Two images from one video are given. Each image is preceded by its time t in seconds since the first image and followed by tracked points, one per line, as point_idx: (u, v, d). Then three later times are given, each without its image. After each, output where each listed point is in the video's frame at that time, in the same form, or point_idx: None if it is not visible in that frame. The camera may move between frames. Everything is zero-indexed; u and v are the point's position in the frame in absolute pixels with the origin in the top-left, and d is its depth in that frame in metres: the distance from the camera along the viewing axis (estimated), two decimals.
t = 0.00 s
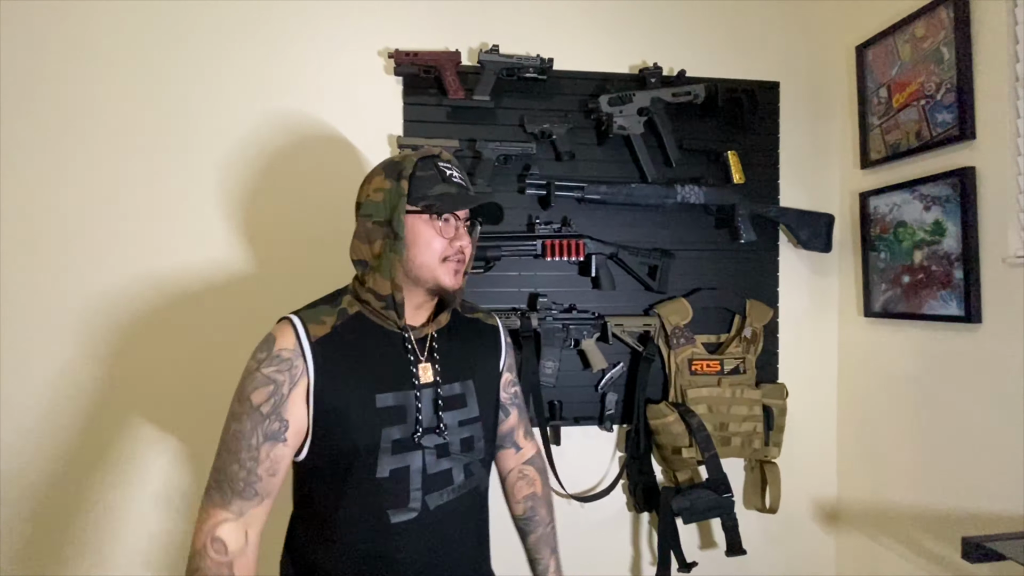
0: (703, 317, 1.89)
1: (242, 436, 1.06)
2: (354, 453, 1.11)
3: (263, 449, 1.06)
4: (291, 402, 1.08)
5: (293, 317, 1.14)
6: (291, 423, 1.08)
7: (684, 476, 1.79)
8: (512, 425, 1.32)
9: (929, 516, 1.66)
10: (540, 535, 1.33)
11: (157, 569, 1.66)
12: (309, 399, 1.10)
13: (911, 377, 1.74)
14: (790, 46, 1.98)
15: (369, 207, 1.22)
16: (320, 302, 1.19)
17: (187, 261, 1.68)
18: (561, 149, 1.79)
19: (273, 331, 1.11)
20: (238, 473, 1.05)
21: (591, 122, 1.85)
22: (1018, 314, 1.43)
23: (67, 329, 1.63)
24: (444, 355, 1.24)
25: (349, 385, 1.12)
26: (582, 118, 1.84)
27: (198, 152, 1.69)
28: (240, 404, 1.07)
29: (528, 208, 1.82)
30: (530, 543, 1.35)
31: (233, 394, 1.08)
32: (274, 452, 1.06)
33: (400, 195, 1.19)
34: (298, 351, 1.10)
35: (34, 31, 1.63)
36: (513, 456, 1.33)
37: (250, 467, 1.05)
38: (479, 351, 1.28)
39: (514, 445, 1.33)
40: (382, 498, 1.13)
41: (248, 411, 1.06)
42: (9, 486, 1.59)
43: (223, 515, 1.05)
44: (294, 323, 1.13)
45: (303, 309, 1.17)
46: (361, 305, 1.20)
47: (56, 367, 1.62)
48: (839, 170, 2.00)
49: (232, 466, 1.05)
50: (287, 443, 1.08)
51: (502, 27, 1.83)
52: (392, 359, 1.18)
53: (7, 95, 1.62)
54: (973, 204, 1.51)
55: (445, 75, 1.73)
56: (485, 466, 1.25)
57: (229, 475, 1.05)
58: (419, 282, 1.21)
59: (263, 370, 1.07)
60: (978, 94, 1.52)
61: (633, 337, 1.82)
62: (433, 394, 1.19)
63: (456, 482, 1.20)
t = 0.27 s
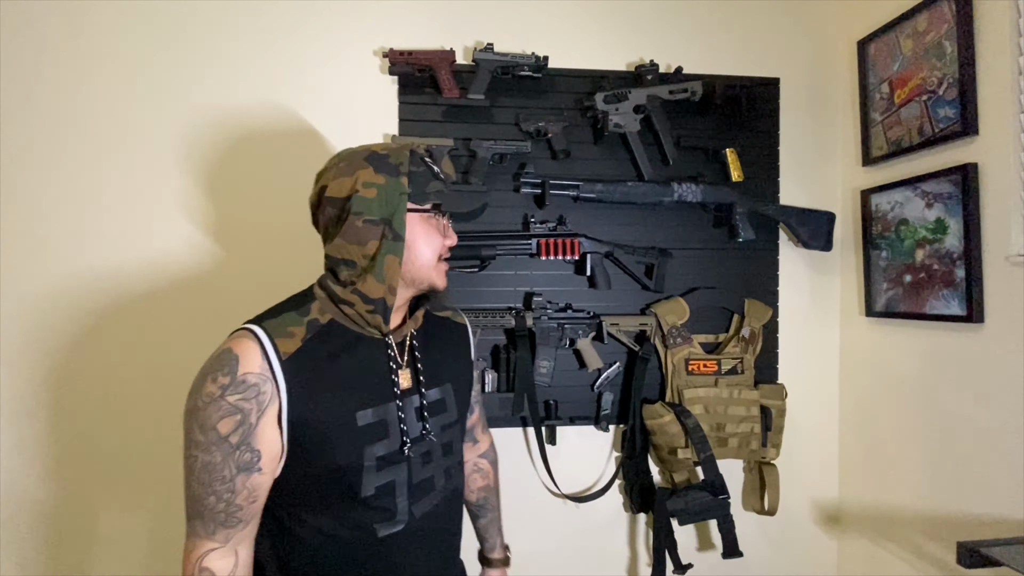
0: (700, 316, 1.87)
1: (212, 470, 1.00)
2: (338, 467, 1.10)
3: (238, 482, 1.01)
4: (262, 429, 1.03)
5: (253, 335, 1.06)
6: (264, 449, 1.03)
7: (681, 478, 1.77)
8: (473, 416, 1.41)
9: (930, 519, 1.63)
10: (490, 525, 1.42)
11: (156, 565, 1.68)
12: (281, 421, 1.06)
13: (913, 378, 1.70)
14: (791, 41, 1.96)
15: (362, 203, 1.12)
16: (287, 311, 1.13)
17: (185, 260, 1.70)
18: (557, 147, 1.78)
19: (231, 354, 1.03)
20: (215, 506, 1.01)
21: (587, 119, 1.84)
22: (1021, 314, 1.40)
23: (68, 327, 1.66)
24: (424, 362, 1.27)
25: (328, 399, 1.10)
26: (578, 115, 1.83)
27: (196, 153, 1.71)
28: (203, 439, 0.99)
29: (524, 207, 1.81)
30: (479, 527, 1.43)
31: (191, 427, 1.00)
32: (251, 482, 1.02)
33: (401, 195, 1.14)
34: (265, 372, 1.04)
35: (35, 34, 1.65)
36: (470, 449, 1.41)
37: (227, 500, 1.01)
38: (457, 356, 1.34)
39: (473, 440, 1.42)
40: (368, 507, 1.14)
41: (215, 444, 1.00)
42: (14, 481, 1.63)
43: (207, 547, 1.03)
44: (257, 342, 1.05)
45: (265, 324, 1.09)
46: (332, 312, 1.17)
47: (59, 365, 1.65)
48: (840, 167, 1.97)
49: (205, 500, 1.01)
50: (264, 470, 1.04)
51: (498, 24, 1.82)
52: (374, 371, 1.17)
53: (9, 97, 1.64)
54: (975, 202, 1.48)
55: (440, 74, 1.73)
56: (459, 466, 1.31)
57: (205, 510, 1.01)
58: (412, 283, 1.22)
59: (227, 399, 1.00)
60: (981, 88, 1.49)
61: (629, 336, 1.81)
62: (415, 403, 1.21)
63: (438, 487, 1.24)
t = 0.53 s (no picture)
0: (697, 315, 1.86)
1: (235, 480, 0.95)
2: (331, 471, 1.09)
3: (264, 487, 0.98)
4: (284, 429, 1.00)
5: (258, 339, 1.02)
6: (286, 450, 1.01)
7: (677, 477, 1.75)
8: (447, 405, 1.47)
9: (929, 521, 1.60)
10: (465, 507, 1.47)
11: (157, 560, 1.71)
12: (298, 420, 1.04)
13: (914, 378, 1.68)
14: (790, 37, 1.93)
15: (356, 202, 1.10)
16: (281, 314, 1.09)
17: (184, 260, 1.72)
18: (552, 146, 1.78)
19: (241, 358, 0.99)
20: (240, 519, 0.96)
21: (583, 117, 1.83)
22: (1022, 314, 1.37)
23: (70, 326, 1.68)
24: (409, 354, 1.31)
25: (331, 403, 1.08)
26: (573, 113, 1.83)
27: (194, 154, 1.73)
28: (222, 448, 0.94)
29: (519, 205, 1.81)
30: (455, 509, 1.48)
31: (206, 439, 0.94)
32: (276, 485, 0.99)
33: (395, 195, 1.13)
34: (281, 372, 1.02)
35: (37, 37, 1.68)
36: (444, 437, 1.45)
37: (253, 509, 0.97)
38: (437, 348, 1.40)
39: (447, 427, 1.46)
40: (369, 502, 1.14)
41: (236, 452, 0.95)
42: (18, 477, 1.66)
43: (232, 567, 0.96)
44: (265, 345, 1.02)
45: (266, 329, 1.05)
46: (320, 311, 1.14)
47: (61, 363, 1.68)
48: (840, 165, 1.94)
49: (228, 514, 0.95)
50: (285, 472, 1.01)
51: (493, 22, 1.82)
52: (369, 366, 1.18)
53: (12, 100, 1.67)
54: (976, 199, 1.46)
55: (434, 73, 1.72)
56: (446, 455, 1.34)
57: (227, 526, 0.95)
58: (401, 278, 1.25)
59: (247, 402, 0.96)
60: (982, 83, 1.46)
61: (625, 335, 1.80)
62: (406, 393, 1.24)
63: (432, 473, 1.27)
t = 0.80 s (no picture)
0: (692, 313, 1.85)
1: (271, 440, 0.96)
2: (350, 445, 1.09)
3: (298, 446, 0.99)
4: (311, 391, 1.02)
5: (278, 314, 1.04)
6: (315, 411, 1.02)
7: (671, 476, 1.75)
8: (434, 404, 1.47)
9: (926, 521, 1.58)
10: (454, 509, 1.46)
11: (157, 554, 1.74)
12: (323, 385, 1.05)
13: (911, 377, 1.66)
14: (787, 33, 1.91)
15: (361, 196, 1.13)
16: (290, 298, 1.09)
17: (182, 258, 1.75)
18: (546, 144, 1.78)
19: (265, 331, 1.00)
20: (280, 477, 0.97)
21: (577, 115, 1.83)
22: (1017, 312, 1.35)
23: (73, 324, 1.72)
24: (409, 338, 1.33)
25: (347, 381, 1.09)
26: (568, 111, 1.82)
27: (191, 155, 1.75)
28: (254, 412, 0.96)
29: (513, 203, 1.81)
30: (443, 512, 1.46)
31: (241, 406, 0.96)
32: (310, 444, 1.01)
33: (398, 189, 1.17)
34: (304, 340, 1.03)
35: (41, 42, 1.72)
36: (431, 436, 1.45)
37: (292, 467, 0.98)
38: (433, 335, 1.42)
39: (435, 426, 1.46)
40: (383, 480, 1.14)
41: (268, 414, 0.96)
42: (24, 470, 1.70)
43: (279, 521, 0.97)
44: (286, 319, 1.03)
45: (284, 308, 1.06)
46: (329, 298, 1.14)
47: (63, 360, 1.72)
48: (839, 161, 1.92)
49: (268, 473, 0.96)
50: (317, 432, 1.03)
51: (486, 21, 1.82)
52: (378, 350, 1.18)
53: (17, 104, 1.71)
54: (972, 195, 1.43)
55: (428, 71, 1.74)
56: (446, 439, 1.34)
57: (269, 483, 0.96)
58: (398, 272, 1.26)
59: (275, 367, 0.98)
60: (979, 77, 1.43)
61: (619, 333, 1.80)
62: (409, 375, 1.25)
63: (435, 449, 1.28)
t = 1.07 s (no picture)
0: (688, 310, 1.85)
1: (319, 418, 0.98)
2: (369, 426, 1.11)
3: (344, 422, 1.01)
4: (350, 371, 1.04)
5: (310, 301, 1.04)
6: (354, 389, 1.04)
7: (666, 473, 1.75)
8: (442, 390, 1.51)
9: (922, 520, 1.57)
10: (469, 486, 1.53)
11: (160, 545, 1.78)
12: (357, 365, 1.07)
13: (908, 373, 1.64)
14: (785, 27, 1.90)
15: (385, 201, 1.16)
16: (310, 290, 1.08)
17: (181, 256, 1.77)
18: (540, 141, 1.77)
19: (301, 316, 1.01)
20: (329, 452, 0.99)
21: (572, 111, 1.82)
22: (1013, 308, 1.34)
23: (77, 321, 1.76)
24: (416, 333, 1.35)
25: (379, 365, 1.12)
26: (562, 107, 1.82)
27: (189, 153, 1.77)
28: (300, 393, 0.97)
29: (508, 200, 1.82)
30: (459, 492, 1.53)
31: (285, 384, 0.97)
32: (352, 420, 1.03)
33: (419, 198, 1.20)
34: (339, 324, 1.04)
35: (43, 44, 1.75)
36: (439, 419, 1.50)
37: (338, 442, 1.00)
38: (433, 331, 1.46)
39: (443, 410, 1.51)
40: (400, 463, 1.16)
41: (315, 394, 0.98)
42: (34, 462, 1.76)
43: (332, 493, 1.00)
44: (319, 305, 1.04)
45: (316, 296, 1.06)
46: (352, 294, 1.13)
47: (68, 356, 1.76)
48: (837, 157, 1.91)
49: (319, 449, 0.98)
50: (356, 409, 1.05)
51: (481, 17, 1.82)
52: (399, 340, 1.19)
53: (22, 105, 1.75)
54: (969, 190, 1.42)
55: (422, 68, 1.74)
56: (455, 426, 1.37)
57: (321, 458, 0.99)
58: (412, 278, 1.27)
59: (317, 350, 0.99)
60: (976, 70, 1.41)
61: (613, 329, 1.80)
62: (422, 366, 1.26)
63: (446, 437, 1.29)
